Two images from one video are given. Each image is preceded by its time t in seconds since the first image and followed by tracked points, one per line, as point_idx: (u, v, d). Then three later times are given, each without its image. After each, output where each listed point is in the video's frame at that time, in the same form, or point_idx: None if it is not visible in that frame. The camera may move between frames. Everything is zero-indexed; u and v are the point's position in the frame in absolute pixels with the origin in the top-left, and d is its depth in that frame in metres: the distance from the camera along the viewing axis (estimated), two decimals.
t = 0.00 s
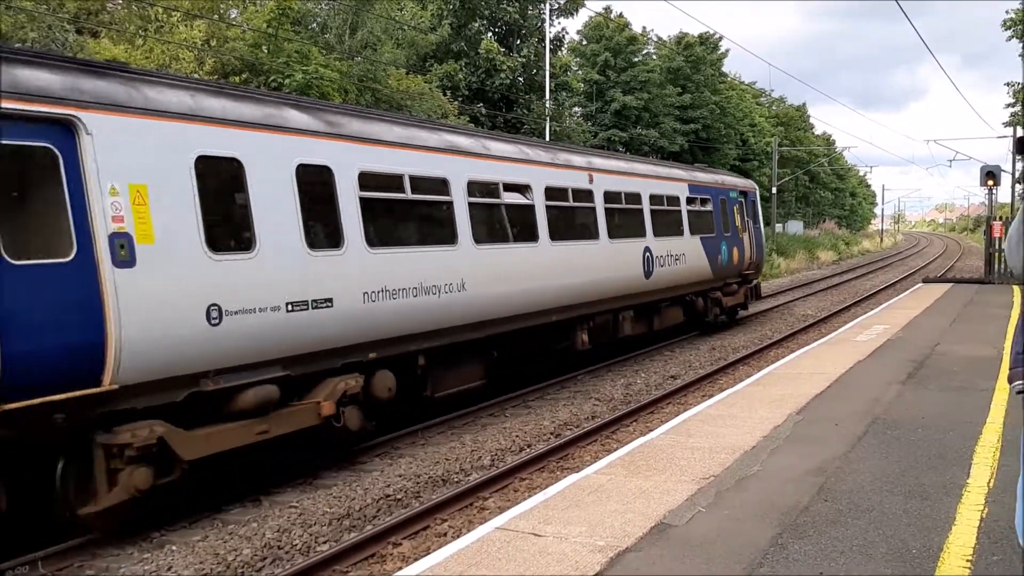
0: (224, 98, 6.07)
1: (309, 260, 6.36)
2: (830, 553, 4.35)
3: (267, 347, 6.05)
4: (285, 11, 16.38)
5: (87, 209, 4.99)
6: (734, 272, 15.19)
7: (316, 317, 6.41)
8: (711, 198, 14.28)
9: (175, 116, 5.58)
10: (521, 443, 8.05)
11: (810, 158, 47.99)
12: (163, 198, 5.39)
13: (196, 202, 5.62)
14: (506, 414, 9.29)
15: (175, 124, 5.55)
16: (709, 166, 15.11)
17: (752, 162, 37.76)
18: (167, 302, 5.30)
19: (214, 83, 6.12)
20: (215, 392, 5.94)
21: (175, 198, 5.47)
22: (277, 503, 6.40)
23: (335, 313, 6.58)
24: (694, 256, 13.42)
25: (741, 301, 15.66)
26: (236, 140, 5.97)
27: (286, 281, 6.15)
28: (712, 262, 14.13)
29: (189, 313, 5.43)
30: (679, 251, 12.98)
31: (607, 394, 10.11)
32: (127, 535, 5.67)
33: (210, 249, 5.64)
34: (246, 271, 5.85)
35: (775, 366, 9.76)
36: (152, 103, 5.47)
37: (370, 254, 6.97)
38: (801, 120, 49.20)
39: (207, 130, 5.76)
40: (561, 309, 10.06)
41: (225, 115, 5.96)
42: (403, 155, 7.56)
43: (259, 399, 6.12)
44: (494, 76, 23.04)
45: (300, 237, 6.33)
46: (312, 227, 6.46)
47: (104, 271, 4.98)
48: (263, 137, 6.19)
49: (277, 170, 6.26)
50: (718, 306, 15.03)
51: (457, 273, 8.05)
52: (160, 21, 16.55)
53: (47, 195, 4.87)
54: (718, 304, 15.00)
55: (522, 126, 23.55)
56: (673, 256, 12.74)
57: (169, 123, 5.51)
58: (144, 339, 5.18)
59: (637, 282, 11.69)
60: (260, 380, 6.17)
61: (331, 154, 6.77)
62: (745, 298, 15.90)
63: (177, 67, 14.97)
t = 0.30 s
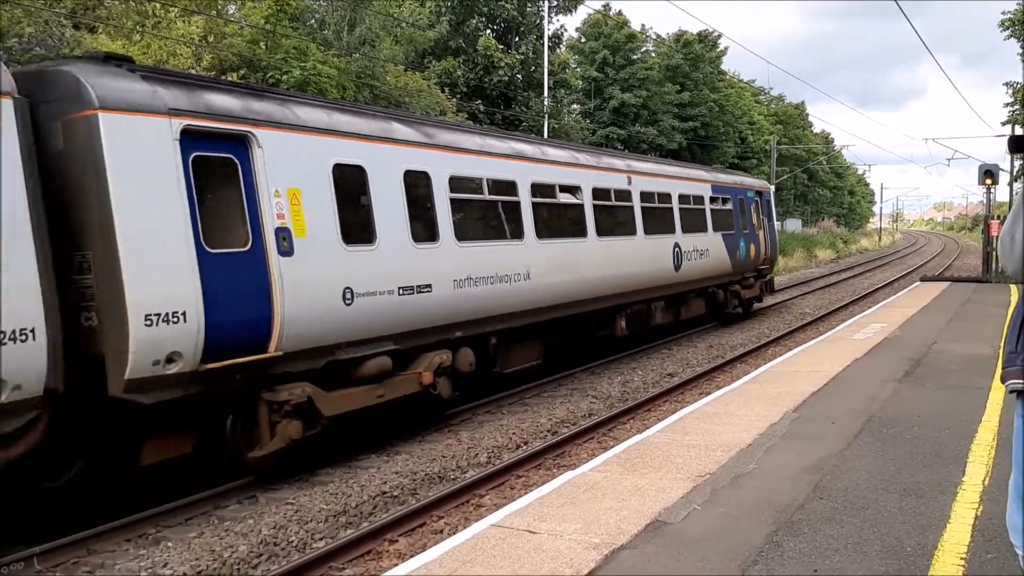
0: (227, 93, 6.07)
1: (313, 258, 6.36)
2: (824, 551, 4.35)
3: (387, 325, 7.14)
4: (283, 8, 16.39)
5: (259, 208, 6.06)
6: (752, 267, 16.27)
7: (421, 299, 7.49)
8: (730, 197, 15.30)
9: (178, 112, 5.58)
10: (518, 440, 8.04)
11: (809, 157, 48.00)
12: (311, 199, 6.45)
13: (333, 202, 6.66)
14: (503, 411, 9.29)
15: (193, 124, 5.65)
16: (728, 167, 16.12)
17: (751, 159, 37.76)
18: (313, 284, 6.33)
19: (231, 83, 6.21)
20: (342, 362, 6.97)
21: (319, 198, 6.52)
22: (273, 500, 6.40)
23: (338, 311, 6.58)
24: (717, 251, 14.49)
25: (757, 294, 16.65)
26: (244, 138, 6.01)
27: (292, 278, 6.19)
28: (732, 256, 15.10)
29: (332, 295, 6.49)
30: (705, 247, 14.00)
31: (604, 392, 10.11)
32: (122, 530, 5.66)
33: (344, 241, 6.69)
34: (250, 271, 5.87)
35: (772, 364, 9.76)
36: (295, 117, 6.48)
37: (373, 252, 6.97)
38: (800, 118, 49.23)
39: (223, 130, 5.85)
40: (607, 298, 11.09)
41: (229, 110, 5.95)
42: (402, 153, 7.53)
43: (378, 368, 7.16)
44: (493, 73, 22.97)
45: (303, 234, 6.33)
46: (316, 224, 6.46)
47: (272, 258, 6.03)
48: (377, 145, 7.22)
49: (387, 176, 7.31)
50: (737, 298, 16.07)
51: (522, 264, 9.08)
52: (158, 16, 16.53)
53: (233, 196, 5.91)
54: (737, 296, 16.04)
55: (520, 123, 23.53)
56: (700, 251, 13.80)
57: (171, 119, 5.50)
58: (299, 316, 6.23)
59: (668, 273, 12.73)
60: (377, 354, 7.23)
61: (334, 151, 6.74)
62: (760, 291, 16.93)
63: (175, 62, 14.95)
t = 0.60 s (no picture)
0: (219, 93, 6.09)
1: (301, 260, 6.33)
2: (825, 550, 4.34)
3: (478, 310, 8.40)
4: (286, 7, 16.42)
5: (384, 209, 7.29)
6: (770, 263, 17.35)
7: (502, 288, 8.74)
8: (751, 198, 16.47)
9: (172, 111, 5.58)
10: (520, 440, 8.04)
11: (812, 156, 47.90)
12: (423, 202, 7.70)
13: (437, 205, 7.90)
14: (505, 411, 9.28)
15: (194, 124, 5.72)
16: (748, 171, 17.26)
17: (754, 158, 37.69)
18: (424, 274, 7.58)
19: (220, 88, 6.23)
20: (441, 342, 8.17)
21: (427, 202, 7.76)
22: (276, 499, 6.41)
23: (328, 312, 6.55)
24: (740, 248, 15.66)
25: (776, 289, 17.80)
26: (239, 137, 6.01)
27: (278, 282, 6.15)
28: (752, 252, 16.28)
29: (434, 284, 7.70)
30: (728, 244, 15.18)
31: (606, 391, 10.10)
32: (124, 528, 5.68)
33: (446, 238, 7.94)
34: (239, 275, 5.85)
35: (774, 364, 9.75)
36: (408, 133, 7.73)
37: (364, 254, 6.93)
38: (803, 117, 49.15)
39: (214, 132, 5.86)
40: (645, 290, 12.21)
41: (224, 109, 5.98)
42: (396, 151, 7.49)
43: (470, 347, 8.42)
44: (495, 72, 23.00)
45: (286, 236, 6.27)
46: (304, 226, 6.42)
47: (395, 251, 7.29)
48: (467, 157, 8.45)
49: (477, 183, 8.58)
50: (757, 292, 17.23)
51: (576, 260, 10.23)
52: (160, 16, 16.55)
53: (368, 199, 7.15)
54: (757, 290, 17.20)
55: (522, 122, 23.49)
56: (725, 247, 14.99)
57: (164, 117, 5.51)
58: (414, 300, 7.46)
59: (697, 269, 13.89)
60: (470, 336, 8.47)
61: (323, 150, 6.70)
62: (777, 286, 18.11)
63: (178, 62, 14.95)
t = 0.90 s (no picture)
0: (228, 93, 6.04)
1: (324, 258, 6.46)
2: (827, 549, 4.35)
3: (553, 298, 9.59)
4: (289, 7, 16.54)
5: (477, 211, 8.45)
6: (790, 259, 18.15)
7: (570, 280, 9.87)
8: (771, 198, 17.40)
9: (181, 111, 5.51)
10: (523, 439, 8.06)
11: (816, 155, 47.80)
12: (510, 205, 8.90)
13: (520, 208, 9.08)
14: (508, 410, 9.30)
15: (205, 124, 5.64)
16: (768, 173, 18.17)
17: (758, 158, 37.62)
18: (507, 267, 8.73)
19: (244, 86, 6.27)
20: (520, 326, 9.37)
21: (510, 203, 8.91)
22: (279, 498, 6.42)
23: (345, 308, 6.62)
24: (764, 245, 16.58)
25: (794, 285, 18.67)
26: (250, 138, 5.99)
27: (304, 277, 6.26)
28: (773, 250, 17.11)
29: (514, 275, 8.82)
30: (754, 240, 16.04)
31: (609, 391, 10.11)
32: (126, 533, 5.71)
33: (525, 235, 9.09)
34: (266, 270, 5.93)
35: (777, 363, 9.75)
36: (494, 145, 8.89)
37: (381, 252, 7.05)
38: (807, 116, 49.11)
39: (237, 130, 5.90)
40: (682, 283, 13.18)
41: (233, 108, 5.93)
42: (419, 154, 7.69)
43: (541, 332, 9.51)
44: (499, 72, 22.80)
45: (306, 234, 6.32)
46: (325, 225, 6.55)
47: (489, 247, 8.47)
48: (539, 164, 9.54)
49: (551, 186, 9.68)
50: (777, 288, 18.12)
51: (627, 255, 11.22)
52: (164, 17, 16.62)
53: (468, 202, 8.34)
54: (778, 286, 18.08)
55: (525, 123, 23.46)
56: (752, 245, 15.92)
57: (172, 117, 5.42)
58: (502, 289, 8.66)
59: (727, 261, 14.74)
60: (542, 321, 9.63)
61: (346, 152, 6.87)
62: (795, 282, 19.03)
63: (182, 63, 15.00)
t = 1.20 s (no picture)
0: (233, 94, 6.02)
1: (346, 256, 6.58)
2: (831, 549, 4.34)
3: (609, 290, 10.74)
4: (292, 8, 16.49)
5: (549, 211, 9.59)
6: (807, 256, 18.95)
7: (622, 273, 10.97)
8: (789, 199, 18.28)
9: (183, 113, 5.48)
10: (527, 439, 8.05)
11: (819, 154, 47.73)
12: (574, 206, 10.00)
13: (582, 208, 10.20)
14: (512, 410, 9.30)
15: (208, 126, 5.63)
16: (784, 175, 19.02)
17: (761, 157, 37.56)
18: (572, 260, 9.88)
19: (259, 87, 6.32)
20: (582, 313, 10.52)
21: (575, 205, 10.06)
22: (283, 499, 6.43)
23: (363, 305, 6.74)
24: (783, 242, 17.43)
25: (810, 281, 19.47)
26: (255, 139, 5.98)
27: (325, 275, 6.37)
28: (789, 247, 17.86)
29: (577, 268, 9.97)
30: (775, 239, 16.91)
31: (613, 390, 10.11)
32: (131, 529, 5.71)
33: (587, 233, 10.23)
34: (285, 268, 6.04)
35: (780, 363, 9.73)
36: (561, 153, 10.04)
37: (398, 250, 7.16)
38: (811, 116, 49.06)
39: (241, 132, 5.88)
40: (713, 276, 14.17)
41: (238, 110, 5.92)
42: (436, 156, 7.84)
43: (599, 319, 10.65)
44: (501, 72, 22.90)
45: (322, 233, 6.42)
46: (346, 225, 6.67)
47: (558, 244, 9.60)
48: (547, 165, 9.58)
49: (605, 188, 10.71)
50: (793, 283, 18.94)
51: (668, 250, 12.27)
52: (166, 18, 16.62)
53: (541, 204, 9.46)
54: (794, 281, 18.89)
55: (528, 123, 23.42)
56: (773, 242, 16.82)
57: (173, 118, 5.39)
58: (568, 282, 9.82)
59: (750, 257, 15.63)
60: (598, 312, 10.78)
61: (364, 154, 6.98)
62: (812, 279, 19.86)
63: (185, 64, 15.01)
